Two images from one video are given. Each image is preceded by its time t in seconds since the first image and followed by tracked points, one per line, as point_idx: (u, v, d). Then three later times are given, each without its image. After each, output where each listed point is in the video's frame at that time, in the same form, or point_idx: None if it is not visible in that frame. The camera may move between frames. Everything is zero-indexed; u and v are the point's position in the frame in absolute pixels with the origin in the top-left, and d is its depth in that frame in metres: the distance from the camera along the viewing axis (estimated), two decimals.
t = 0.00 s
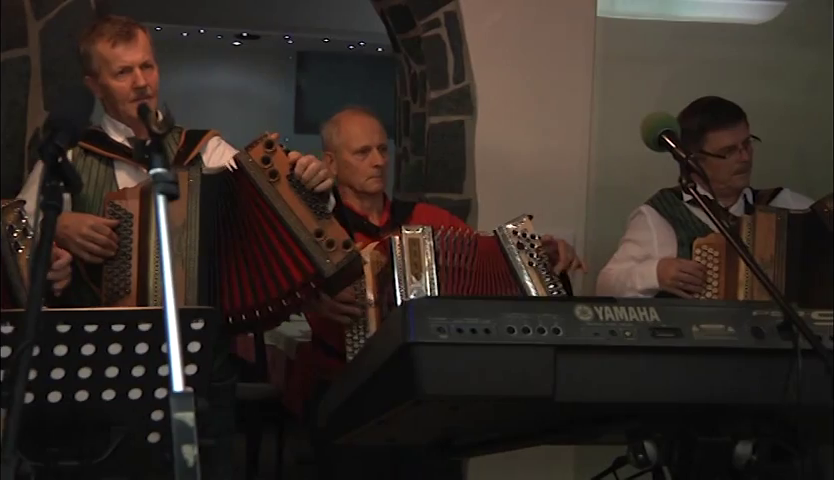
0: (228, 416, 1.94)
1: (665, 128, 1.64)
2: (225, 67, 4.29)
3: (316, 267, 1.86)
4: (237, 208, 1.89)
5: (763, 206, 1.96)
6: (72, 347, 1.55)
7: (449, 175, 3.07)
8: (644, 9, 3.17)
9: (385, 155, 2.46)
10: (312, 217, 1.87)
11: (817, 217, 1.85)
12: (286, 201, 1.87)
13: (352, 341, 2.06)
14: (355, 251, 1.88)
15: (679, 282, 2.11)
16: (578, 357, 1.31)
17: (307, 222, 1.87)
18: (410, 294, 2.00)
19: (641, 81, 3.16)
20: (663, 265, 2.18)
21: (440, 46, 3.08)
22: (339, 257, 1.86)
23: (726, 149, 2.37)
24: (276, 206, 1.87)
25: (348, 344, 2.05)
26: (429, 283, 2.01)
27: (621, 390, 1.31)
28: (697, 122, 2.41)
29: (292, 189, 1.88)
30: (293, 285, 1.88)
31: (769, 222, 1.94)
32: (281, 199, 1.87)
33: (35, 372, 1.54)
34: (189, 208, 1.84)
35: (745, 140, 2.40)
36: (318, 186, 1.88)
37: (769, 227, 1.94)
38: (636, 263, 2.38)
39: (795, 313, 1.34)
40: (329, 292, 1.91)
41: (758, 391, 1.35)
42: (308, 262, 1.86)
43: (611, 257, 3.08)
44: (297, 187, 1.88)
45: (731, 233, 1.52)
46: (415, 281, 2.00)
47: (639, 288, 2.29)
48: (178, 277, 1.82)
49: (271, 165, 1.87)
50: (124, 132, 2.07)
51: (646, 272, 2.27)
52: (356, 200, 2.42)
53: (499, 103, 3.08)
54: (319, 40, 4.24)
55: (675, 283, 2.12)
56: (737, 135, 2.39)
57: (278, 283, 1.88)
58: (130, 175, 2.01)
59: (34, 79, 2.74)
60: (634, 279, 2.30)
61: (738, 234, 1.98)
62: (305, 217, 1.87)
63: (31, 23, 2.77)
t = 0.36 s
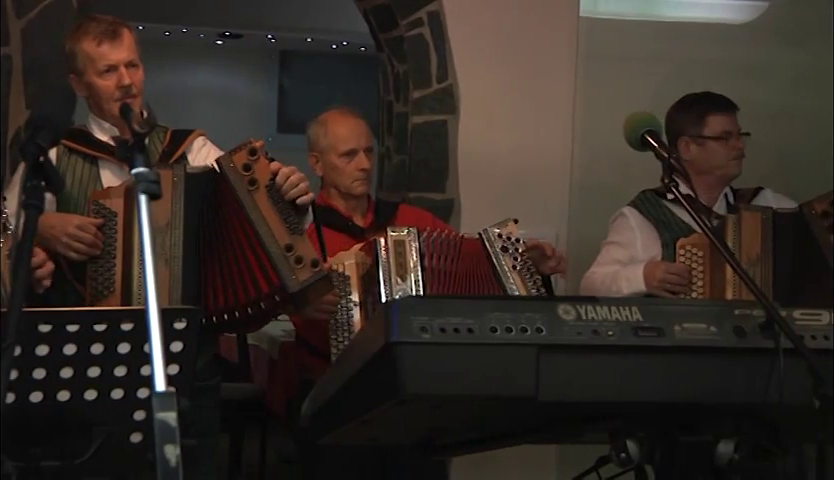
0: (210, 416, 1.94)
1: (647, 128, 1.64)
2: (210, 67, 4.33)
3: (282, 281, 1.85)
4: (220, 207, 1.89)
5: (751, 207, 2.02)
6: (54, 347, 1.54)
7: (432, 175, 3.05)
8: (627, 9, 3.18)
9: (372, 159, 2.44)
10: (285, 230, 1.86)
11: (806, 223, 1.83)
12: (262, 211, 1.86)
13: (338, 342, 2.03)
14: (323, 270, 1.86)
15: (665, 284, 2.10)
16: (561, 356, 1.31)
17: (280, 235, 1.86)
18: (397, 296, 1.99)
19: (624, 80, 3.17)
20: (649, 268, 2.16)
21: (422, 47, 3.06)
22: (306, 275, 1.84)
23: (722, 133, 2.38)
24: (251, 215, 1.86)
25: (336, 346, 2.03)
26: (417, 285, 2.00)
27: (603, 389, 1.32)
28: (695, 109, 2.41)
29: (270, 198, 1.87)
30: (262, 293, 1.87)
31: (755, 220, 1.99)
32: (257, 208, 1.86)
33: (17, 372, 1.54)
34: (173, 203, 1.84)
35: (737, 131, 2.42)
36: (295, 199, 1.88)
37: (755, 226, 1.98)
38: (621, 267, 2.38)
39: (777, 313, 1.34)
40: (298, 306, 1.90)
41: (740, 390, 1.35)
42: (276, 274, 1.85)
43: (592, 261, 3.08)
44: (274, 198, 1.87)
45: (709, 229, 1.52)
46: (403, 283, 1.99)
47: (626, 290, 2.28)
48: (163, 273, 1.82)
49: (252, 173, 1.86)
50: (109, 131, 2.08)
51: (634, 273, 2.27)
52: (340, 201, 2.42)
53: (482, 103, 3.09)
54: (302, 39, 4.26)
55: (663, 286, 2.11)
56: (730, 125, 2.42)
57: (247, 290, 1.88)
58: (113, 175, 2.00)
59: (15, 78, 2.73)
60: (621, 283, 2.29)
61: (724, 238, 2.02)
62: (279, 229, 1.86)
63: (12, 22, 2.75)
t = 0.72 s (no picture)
0: (195, 416, 1.93)
1: (632, 128, 1.64)
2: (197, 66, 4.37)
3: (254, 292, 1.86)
4: (203, 211, 1.89)
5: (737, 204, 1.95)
6: (38, 347, 1.54)
7: (418, 174, 3.06)
8: (611, 8, 3.16)
9: (357, 158, 2.45)
10: (261, 242, 1.86)
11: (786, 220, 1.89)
12: (240, 220, 1.87)
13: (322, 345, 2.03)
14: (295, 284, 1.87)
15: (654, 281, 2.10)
16: (546, 356, 1.31)
17: (256, 246, 1.86)
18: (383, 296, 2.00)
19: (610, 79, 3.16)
20: (638, 267, 2.15)
21: (408, 46, 3.08)
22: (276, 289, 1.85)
23: (701, 132, 2.38)
24: (229, 223, 1.87)
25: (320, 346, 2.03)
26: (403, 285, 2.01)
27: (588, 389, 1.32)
28: (677, 108, 2.42)
29: (249, 207, 1.88)
30: (236, 301, 1.87)
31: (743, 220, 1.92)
32: (236, 217, 1.87)
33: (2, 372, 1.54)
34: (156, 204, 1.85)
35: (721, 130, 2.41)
36: (273, 211, 1.89)
37: (742, 226, 1.92)
38: (607, 265, 2.37)
39: (762, 312, 1.35)
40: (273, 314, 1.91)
41: (726, 390, 1.36)
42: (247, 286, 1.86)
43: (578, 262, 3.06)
44: (253, 209, 1.88)
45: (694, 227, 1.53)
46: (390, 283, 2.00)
47: (612, 289, 2.28)
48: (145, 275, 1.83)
49: (233, 182, 1.87)
50: (95, 130, 2.07)
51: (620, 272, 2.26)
52: (324, 201, 2.42)
53: (467, 104, 3.09)
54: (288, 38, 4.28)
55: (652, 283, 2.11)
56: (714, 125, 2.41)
57: (221, 298, 1.89)
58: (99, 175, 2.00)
59: None
60: (607, 281, 2.29)
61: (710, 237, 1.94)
62: (255, 240, 1.87)
63: None
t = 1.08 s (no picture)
0: (183, 417, 1.93)
1: (622, 128, 1.64)
2: (184, 67, 4.38)
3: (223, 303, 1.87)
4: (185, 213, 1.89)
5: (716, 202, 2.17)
6: (26, 347, 1.52)
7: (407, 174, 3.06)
8: (599, 9, 3.19)
9: (349, 158, 2.43)
10: (238, 253, 1.87)
11: (768, 222, 2.17)
12: (220, 228, 1.87)
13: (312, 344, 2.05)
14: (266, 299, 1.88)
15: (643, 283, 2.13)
16: (535, 356, 1.31)
17: (232, 256, 1.87)
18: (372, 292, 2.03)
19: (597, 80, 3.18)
20: (624, 270, 2.15)
21: (396, 46, 3.07)
22: (247, 301, 1.87)
23: (681, 132, 2.38)
24: (208, 230, 1.87)
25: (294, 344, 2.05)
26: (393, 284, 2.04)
27: (577, 389, 1.32)
28: (657, 108, 2.43)
29: (230, 216, 1.87)
30: (206, 309, 1.89)
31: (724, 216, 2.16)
32: (216, 224, 1.87)
33: None
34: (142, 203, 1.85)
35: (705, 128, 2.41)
36: (253, 226, 1.87)
37: (723, 223, 2.16)
38: (595, 267, 2.37)
39: (750, 312, 1.35)
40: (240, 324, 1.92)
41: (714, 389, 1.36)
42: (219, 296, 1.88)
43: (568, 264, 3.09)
44: (234, 220, 1.87)
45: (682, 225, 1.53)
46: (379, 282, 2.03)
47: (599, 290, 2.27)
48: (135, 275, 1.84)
49: (218, 189, 1.87)
50: (84, 130, 2.07)
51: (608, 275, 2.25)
52: (312, 200, 2.42)
53: (458, 104, 3.08)
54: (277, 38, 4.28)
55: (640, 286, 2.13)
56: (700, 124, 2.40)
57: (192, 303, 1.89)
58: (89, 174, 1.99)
59: None
60: (597, 281, 2.27)
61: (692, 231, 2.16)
62: (232, 249, 1.87)
63: None
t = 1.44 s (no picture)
0: (174, 417, 1.93)
1: (612, 127, 1.64)
2: (175, 67, 4.38)
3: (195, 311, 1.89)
4: (170, 214, 1.90)
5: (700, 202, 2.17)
6: (17, 347, 1.53)
7: (397, 173, 3.09)
8: (591, 8, 3.17)
9: (340, 157, 2.43)
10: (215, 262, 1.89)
11: (750, 225, 2.18)
12: (202, 235, 1.89)
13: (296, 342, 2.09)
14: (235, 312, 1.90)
15: (630, 284, 2.12)
16: (527, 355, 1.31)
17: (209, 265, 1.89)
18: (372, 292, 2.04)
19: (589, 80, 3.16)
20: (610, 269, 2.13)
21: (387, 45, 3.11)
22: (216, 312, 1.89)
23: (671, 132, 2.38)
24: (189, 235, 1.89)
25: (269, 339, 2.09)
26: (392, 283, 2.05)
27: (567, 389, 1.33)
28: (647, 108, 2.42)
29: (213, 225, 1.89)
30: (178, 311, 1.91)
31: (709, 215, 2.17)
32: (198, 230, 1.88)
33: None
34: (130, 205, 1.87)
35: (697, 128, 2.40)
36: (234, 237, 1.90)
37: (708, 224, 2.16)
38: (586, 267, 2.37)
39: (740, 311, 1.35)
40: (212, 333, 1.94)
41: (705, 388, 1.36)
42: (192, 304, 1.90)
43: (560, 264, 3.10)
44: (216, 229, 1.89)
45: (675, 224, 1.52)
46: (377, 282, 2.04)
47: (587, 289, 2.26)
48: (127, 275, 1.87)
49: (205, 196, 1.88)
50: (75, 129, 2.06)
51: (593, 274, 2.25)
52: (303, 199, 2.41)
53: (448, 103, 3.09)
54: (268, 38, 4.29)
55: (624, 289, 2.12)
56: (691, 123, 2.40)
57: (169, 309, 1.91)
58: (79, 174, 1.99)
59: None
60: (583, 284, 2.27)
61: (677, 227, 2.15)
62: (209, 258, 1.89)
63: None
